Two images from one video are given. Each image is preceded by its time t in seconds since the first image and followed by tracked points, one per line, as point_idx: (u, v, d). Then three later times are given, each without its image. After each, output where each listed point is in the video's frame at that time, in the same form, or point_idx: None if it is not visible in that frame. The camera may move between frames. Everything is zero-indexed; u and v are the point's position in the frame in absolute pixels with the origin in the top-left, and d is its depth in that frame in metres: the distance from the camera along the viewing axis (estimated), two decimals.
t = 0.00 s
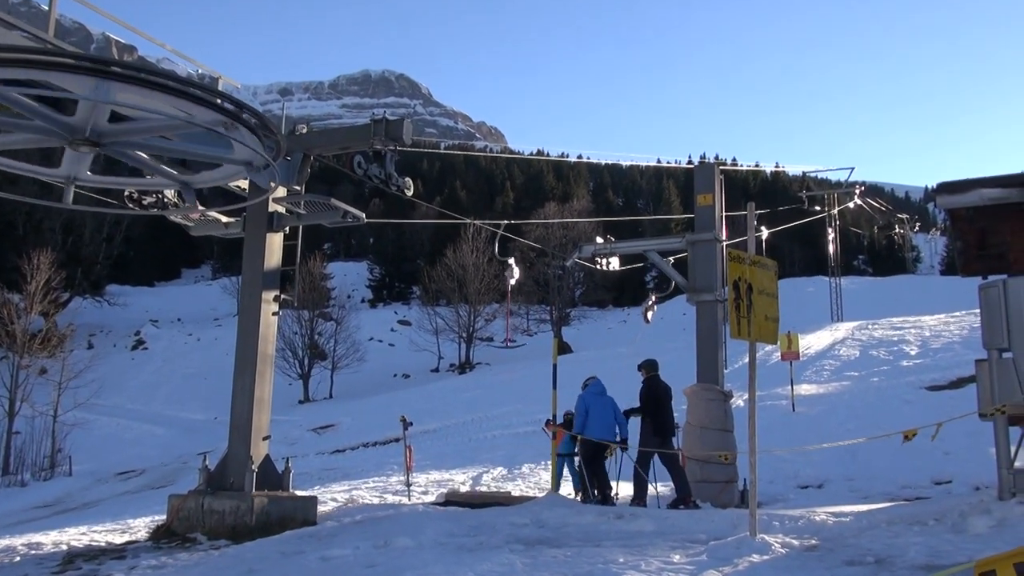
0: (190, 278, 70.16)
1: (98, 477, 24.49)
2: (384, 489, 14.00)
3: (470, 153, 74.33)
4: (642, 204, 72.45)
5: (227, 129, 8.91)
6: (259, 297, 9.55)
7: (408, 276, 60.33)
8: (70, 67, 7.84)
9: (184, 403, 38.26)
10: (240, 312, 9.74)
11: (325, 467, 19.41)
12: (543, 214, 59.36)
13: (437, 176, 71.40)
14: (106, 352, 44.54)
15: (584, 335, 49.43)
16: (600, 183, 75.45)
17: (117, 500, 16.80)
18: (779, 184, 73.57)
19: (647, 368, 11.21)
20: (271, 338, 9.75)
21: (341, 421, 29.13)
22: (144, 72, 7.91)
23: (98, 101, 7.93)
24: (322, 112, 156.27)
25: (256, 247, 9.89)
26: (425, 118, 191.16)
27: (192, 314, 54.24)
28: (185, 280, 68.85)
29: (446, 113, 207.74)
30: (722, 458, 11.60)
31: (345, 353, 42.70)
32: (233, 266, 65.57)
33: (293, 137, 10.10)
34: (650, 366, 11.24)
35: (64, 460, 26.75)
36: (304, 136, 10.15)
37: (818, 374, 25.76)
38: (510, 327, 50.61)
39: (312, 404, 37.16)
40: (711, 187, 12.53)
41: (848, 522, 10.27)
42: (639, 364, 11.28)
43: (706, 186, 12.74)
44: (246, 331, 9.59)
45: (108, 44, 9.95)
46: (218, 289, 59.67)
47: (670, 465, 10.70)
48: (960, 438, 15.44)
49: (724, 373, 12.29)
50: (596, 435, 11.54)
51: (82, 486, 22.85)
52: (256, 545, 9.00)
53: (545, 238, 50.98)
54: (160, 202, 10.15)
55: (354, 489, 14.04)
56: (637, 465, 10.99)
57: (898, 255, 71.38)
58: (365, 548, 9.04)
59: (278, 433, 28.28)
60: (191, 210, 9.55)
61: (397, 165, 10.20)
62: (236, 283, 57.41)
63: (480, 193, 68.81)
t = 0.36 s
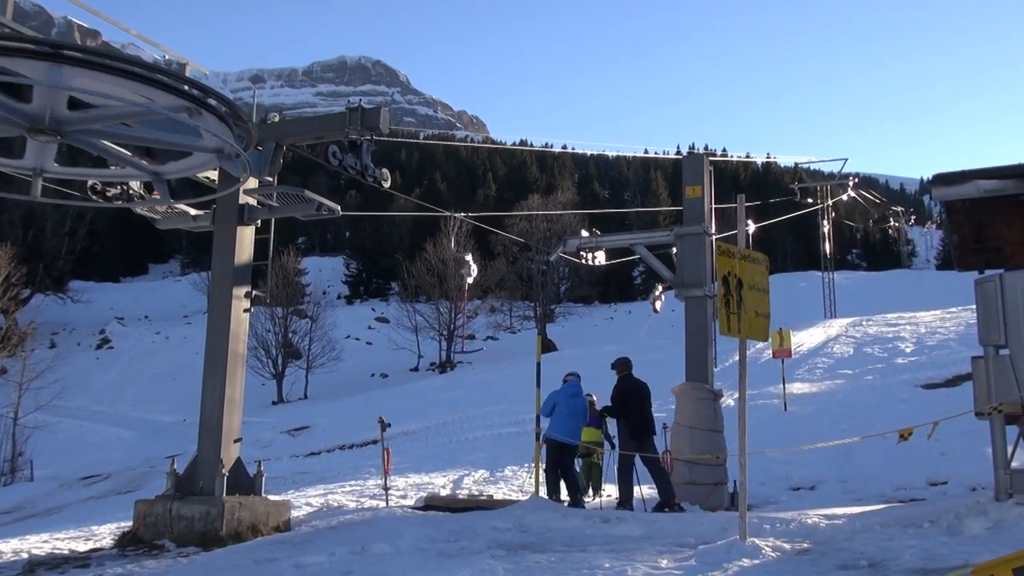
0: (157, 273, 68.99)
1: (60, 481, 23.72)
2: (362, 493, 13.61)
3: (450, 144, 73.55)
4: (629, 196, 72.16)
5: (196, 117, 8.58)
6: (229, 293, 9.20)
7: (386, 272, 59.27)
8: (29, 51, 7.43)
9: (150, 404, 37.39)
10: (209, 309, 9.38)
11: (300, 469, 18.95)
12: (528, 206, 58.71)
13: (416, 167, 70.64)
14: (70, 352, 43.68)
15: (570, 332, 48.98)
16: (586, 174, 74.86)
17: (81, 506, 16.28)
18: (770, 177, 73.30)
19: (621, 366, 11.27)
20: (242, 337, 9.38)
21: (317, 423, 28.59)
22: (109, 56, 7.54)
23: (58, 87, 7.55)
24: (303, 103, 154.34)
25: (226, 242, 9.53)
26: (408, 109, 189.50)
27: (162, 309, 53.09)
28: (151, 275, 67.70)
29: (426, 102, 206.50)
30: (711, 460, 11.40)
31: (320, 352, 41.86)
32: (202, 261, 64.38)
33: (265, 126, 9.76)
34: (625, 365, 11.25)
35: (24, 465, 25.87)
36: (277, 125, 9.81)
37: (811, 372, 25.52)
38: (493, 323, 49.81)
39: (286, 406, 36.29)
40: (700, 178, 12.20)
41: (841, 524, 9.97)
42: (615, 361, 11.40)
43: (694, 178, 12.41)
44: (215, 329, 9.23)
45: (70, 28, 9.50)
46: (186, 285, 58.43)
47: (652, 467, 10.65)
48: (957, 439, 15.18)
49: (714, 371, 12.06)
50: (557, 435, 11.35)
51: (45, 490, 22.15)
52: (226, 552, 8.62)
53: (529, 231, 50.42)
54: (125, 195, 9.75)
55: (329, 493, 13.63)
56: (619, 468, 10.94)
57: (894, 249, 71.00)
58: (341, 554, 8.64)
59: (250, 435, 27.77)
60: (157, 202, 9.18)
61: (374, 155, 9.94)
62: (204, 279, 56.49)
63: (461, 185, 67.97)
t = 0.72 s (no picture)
0: (135, 269, 68.56)
1: (35, 486, 23.09)
2: (349, 498, 13.25)
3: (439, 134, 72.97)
4: (626, 188, 71.94)
5: (176, 106, 8.33)
6: (209, 290, 8.90)
7: (372, 267, 58.92)
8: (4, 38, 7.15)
9: (128, 404, 36.85)
10: (189, 306, 9.07)
11: (285, 473, 18.54)
12: (521, 198, 58.27)
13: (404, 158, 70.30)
14: (46, 352, 43.03)
15: (564, 329, 48.58)
16: (581, 165, 74.09)
17: (56, 512, 15.87)
18: (770, 169, 72.78)
19: (615, 365, 11.01)
20: (223, 335, 9.07)
21: (301, 425, 28.20)
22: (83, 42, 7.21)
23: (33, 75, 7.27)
24: (291, 93, 152.33)
25: (206, 236, 9.22)
26: (397, 98, 187.82)
27: (140, 308, 52.44)
28: (128, 273, 67.14)
29: (413, 91, 205.23)
30: (712, 462, 11.09)
31: (304, 352, 41.43)
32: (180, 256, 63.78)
33: (247, 115, 9.43)
34: (620, 364, 11.02)
35: None
36: (258, 114, 9.47)
37: (815, 371, 25.18)
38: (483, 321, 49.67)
39: (267, 408, 35.63)
40: (700, 170, 11.83)
41: (846, 528, 9.63)
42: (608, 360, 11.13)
43: (694, 169, 12.04)
44: (195, 326, 8.93)
45: (41, 13, 9.07)
46: (166, 280, 57.81)
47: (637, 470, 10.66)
48: (966, 441, 14.84)
49: (714, 370, 11.72)
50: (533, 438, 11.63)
51: (19, 494, 21.52)
52: (206, 560, 8.25)
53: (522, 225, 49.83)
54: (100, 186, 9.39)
55: (316, 498, 13.26)
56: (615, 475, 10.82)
57: (901, 244, 70.57)
58: (326, 561, 8.26)
59: (234, 437, 27.31)
60: (135, 194, 8.77)
61: (360, 145, 9.60)
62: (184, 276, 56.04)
63: (451, 178, 67.44)
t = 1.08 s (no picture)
0: (112, 265, 68.20)
1: (11, 488, 22.59)
2: (335, 502, 12.93)
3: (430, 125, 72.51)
4: (624, 180, 72.62)
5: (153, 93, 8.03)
6: (190, 286, 8.64)
7: (360, 263, 58.33)
8: None
9: (104, 404, 36.41)
10: (170, 303, 8.81)
11: (269, 476, 18.16)
12: (515, 190, 58.09)
13: (394, 150, 70.17)
14: (21, 351, 42.43)
15: (558, 327, 48.26)
16: (576, 157, 73.58)
17: (30, 516, 15.47)
18: (771, 161, 72.55)
19: (622, 363, 10.68)
20: (204, 333, 8.81)
21: (286, 426, 27.83)
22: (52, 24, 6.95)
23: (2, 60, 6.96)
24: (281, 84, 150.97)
25: (186, 230, 8.95)
26: (386, 87, 186.54)
27: (118, 306, 51.92)
28: (105, 269, 66.59)
29: (401, 79, 203.90)
30: (710, 464, 10.81)
31: (289, 350, 40.71)
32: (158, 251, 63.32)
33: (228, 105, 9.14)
34: (626, 362, 10.70)
35: None
36: (241, 104, 9.18)
37: (819, 370, 24.86)
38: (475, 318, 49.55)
39: (249, 408, 35.25)
40: (699, 162, 11.50)
41: (849, 533, 9.31)
42: (616, 357, 10.81)
43: (693, 161, 11.71)
44: (176, 324, 8.68)
45: None
46: (146, 277, 57.29)
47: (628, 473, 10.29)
48: (973, 442, 14.55)
49: (713, 369, 11.42)
50: (499, 440, 11.55)
51: None
52: (185, 567, 7.92)
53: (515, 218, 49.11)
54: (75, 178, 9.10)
55: (301, 502, 12.93)
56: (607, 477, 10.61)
57: (907, 239, 70.32)
58: (310, 568, 7.91)
59: (216, 439, 26.89)
60: (113, 186, 8.53)
61: (346, 136, 9.32)
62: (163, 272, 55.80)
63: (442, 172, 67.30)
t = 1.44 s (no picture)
0: (89, 262, 67.69)
1: None
2: (320, 509, 12.62)
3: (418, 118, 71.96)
4: (620, 174, 72.12)
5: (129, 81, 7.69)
6: (170, 284, 8.46)
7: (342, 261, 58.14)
8: None
9: (83, 406, 36.00)
10: (149, 303, 8.60)
11: (253, 482, 17.80)
12: (507, 183, 57.66)
13: (381, 143, 69.36)
14: None
15: (552, 326, 48.03)
16: (571, 151, 73.13)
17: (2, 523, 15.14)
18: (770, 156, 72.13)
19: (608, 367, 10.45)
20: (185, 333, 8.60)
21: (270, 430, 27.45)
22: (19, 10, 6.57)
23: None
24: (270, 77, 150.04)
25: (166, 227, 8.73)
26: (375, 79, 185.38)
27: (94, 305, 51.47)
28: (82, 266, 65.97)
29: (390, 70, 202.87)
30: (710, 468, 10.51)
31: (273, 349, 40.35)
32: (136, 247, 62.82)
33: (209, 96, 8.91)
34: (611, 366, 10.47)
35: None
36: (223, 95, 8.93)
37: (822, 371, 24.57)
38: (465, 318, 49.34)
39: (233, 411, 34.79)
40: (698, 155, 11.20)
41: (854, 538, 9.01)
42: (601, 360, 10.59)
43: (692, 154, 11.40)
44: (156, 324, 8.47)
45: None
46: (124, 275, 56.66)
47: (621, 476, 10.06)
48: (980, 445, 14.27)
49: (714, 370, 11.12)
50: (486, 441, 11.29)
51: None
52: None
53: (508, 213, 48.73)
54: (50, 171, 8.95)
55: (286, 509, 12.62)
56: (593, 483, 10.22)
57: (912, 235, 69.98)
58: None
59: (198, 444, 26.50)
60: (88, 180, 8.19)
61: (333, 129, 9.06)
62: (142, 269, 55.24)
63: (431, 168, 66.86)
